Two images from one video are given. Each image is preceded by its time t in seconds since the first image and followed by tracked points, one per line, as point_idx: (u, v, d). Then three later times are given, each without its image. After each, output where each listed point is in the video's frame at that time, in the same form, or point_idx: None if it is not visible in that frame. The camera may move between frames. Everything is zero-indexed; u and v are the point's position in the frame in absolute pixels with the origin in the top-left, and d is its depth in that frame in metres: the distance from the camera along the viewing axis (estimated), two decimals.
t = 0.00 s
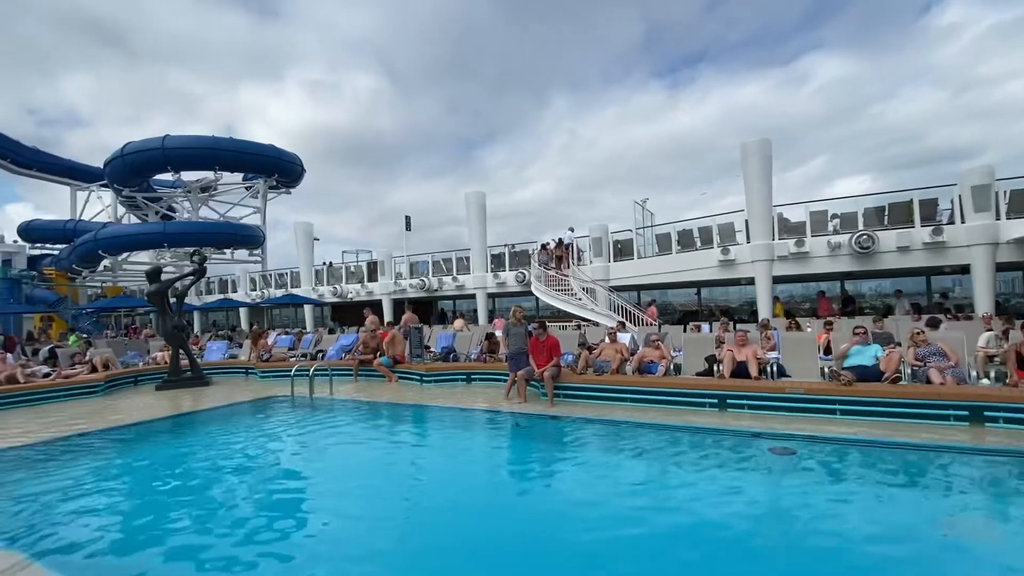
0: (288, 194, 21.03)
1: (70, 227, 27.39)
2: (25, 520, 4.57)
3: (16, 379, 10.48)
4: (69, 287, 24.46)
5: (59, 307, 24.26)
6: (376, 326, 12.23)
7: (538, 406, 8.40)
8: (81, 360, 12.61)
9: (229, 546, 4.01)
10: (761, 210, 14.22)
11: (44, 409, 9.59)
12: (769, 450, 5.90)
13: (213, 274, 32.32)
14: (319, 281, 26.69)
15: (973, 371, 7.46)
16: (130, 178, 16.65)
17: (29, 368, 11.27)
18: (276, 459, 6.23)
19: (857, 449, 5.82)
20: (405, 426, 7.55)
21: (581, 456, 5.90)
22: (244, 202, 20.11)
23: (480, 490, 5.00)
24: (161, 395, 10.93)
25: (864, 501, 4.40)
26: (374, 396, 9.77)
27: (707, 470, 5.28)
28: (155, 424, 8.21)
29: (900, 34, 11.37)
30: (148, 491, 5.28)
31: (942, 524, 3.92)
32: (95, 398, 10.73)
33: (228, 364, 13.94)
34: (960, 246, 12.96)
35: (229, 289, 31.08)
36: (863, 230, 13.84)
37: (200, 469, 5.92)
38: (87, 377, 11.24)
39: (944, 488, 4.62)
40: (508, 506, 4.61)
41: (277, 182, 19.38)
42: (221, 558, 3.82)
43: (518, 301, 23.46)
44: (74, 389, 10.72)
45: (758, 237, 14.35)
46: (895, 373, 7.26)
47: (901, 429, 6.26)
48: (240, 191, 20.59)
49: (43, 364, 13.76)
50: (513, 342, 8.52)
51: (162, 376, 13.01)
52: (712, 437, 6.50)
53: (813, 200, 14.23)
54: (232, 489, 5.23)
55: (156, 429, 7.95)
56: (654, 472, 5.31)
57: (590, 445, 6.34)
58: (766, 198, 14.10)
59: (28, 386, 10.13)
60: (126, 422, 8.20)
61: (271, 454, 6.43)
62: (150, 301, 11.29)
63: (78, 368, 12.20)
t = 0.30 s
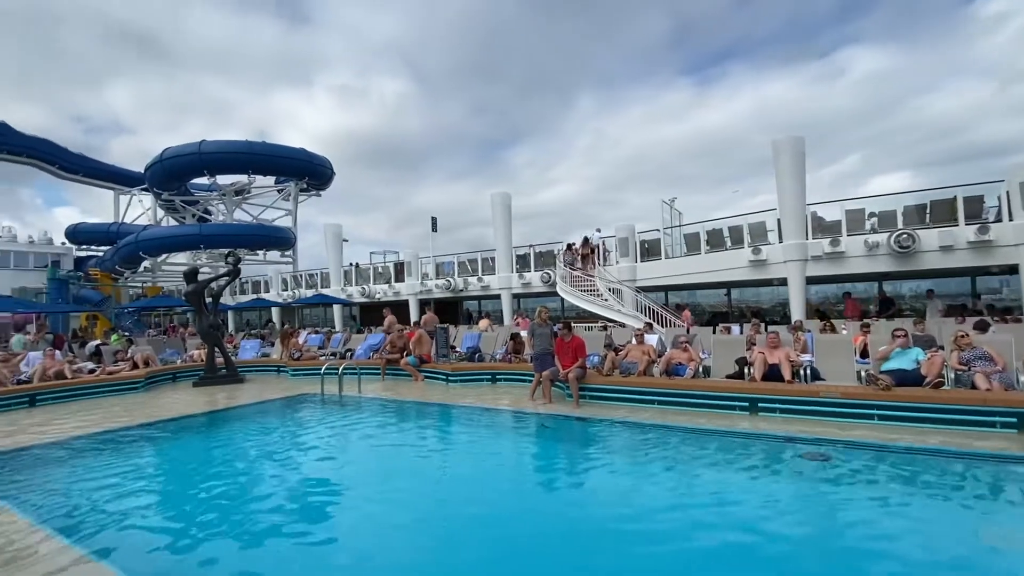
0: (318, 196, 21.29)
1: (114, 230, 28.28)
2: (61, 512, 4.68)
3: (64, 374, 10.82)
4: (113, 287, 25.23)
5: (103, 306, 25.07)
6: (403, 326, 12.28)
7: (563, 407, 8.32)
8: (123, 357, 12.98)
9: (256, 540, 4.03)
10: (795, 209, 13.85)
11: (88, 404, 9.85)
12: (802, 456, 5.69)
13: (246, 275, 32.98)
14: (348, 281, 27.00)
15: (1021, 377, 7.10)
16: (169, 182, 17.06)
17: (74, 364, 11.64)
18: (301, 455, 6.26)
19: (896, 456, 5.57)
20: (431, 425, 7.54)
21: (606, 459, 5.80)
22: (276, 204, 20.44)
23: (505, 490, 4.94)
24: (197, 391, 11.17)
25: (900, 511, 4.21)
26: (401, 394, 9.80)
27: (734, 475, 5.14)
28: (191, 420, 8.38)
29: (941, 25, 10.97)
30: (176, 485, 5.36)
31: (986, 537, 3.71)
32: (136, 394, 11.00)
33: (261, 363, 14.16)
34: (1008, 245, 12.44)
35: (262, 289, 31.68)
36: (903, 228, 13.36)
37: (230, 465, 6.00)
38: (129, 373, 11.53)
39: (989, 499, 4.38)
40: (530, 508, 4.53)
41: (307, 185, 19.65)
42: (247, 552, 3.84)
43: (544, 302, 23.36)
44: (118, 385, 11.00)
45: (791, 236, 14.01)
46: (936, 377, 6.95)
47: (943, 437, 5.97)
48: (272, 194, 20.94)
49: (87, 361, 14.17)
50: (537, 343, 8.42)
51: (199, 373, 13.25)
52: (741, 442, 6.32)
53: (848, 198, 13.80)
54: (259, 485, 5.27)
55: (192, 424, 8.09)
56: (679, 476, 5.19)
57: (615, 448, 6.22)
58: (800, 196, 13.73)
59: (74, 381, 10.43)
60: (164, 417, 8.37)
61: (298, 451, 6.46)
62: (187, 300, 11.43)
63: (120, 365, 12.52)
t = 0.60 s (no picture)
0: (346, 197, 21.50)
1: (152, 232, 29.04)
2: (95, 502, 4.76)
3: (107, 370, 11.10)
4: (152, 286, 25.93)
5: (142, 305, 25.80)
6: (428, 325, 12.29)
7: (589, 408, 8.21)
8: (161, 355, 13.30)
9: (277, 534, 4.03)
10: (828, 207, 13.47)
11: (128, 399, 10.09)
12: (837, 461, 5.50)
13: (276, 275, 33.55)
14: (374, 281, 27.22)
15: None
16: (204, 185, 17.41)
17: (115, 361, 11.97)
18: (326, 452, 6.29)
19: (938, 463, 5.33)
20: (457, 424, 7.51)
21: (632, 459, 5.71)
22: (306, 207, 20.70)
23: (528, 490, 4.86)
24: (231, 388, 11.35)
25: (943, 518, 4.03)
26: (427, 393, 9.80)
27: (765, 479, 4.99)
28: (225, 415, 8.51)
29: (986, 15, 10.52)
30: (206, 478, 5.45)
31: None
32: (172, 390, 11.23)
33: (291, 361, 14.34)
34: None
35: (292, 289, 32.18)
36: (944, 226, 12.88)
37: (257, 461, 6.04)
38: (167, 370, 11.79)
39: None
40: (554, 507, 4.47)
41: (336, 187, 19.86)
42: (270, 545, 3.85)
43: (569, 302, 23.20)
44: (155, 380, 11.24)
45: (825, 235, 13.63)
46: (980, 382, 6.64)
47: (988, 443, 5.69)
48: (302, 196, 21.23)
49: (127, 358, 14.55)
50: (562, 343, 8.30)
51: (233, 370, 13.46)
52: (772, 445, 6.14)
53: (886, 195, 13.37)
54: (284, 479, 5.29)
55: (225, 420, 8.21)
56: (707, 478, 5.07)
57: (642, 449, 6.10)
58: (834, 194, 13.35)
59: (117, 377, 10.70)
60: (199, 412, 8.52)
61: (325, 447, 6.50)
62: (221, 299, 11.64)
63: (159, 361, 12.83)
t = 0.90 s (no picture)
0: (372, 198, 21.66)
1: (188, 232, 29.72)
2: (126, 495, 4.84)
3: (146, 366, 11.37)
4: (187, 286, 26.55)
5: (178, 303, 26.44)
6: (453, 324, 12.30)
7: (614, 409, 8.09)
8: (196, 353, 13.56)
9: (298, 532, 4.02)
10: (863, 204, 13.06)
11: (166, 394, 10.31)
12: (871, 466, 5.30)
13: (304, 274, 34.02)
14: (399, 281, 27.39)
15: None
16: (237, 187, 17.72)
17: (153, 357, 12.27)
18: (349, 450, 6.31)
19: (980, 470, 5.10)
20: (481, 423, 7.47)
21: (657, 461, 5.60)
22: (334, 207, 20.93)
23: (549, 491, 4.80)
24: (261, 385, 11.51)
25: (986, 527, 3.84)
26: (452, 392, 9.78)
27: (795, 484, 4.84)
28: (256, 411, 8.62)
29: None
30: (233, 474, 5.51)
31: None
32: (206, 386, 11.43)
33: (320, 358, 14.49)
34: None
35: (319, 289, 32.61)
36: (987, 224, 12.39)
37: (283, 457, 6.10)
38: (201, 366, 12.00)
39: None
40: (578, 508, 4.40)
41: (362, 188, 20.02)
42: (290, 544, 3.83)
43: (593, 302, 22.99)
44: (190, 376, 11.46)
45: (860, 233, 13.24)
46: None
47: None
48: (330, 197, 21.45)
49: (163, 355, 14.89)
50: (586, 343, 8.19)
51: (264, 367, 13.63)
52: (802, 449, 5.96)
53: (925, 191, 12.92)
54: (306, 478, 5.30)
55: (256, 416, 8.31)
56: (735, 481, 4.94)
57: (667, 452, 5.98)
58: (870, 191, 12.94)
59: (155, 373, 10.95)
60: (231, 408, 8.65)
61: (349, 445, 6.53)
62: (253, 298, 11.82)
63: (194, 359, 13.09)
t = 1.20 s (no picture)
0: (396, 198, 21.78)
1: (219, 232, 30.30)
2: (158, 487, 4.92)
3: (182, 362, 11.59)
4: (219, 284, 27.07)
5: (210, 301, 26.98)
6: (477, 324, 12.28)
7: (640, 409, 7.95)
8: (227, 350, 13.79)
9: (319, 527, 4.01)
10: (900, 200, 12.64)
11: (199, 389, 10.50)
12: (909, 471, 5.10)
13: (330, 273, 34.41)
14: (424, 279, 27.49)
15: None
16: (267, 188, 17.98)
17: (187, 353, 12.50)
18: (373, 446, 6.33)
19: None
20: (504, 422, 7.42)
21: (684, 462, 5.49)
22: (360, 207, 21.10)
23: (574, 491, 4.74)
24: (290, 381, 11.63)
25: None
26: (476, 390, 9.74)
27: (829, 488, 4.69)
28: (284, 407, 8.70)
29: None
30: (260, 468, 5.56)
31: None
32: (238, 382, 11.59)
33: (346, 355, 14.60)
34: None
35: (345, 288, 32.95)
36: None
37: (308, 453, 6.13)
38: (233, 363, 12.19)
39: None
40: (603, 508, 4.35)
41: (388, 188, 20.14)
42: (311, 538, 3.82)
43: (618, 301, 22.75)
44: (224, 372, 11.66)
45: (896, 230, 12.82)
46: None
47: None
48: (356, 197, 21.63)
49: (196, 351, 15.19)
50: (611, 342, 8.08)
51: (293, 364, 13.78)
52: (835, 452, 5.76)
53: (965, 186, 12.45)
54: (331, 473, 5.33)
55: (285, 412, 8.38)
56: (767, 484, 4.81)
57: (694, 453, 5.85)
58: (908, 186, 12.52)
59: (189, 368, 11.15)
60: (262, 404, 8.76)
61: (373, 442, 6.54)
62: (282, 296, 11.97)
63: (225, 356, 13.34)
